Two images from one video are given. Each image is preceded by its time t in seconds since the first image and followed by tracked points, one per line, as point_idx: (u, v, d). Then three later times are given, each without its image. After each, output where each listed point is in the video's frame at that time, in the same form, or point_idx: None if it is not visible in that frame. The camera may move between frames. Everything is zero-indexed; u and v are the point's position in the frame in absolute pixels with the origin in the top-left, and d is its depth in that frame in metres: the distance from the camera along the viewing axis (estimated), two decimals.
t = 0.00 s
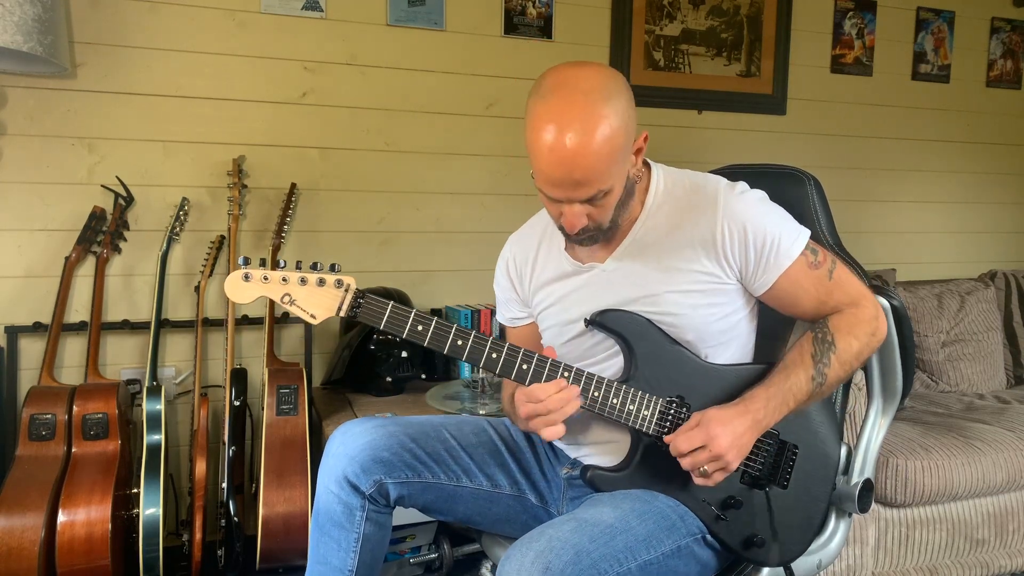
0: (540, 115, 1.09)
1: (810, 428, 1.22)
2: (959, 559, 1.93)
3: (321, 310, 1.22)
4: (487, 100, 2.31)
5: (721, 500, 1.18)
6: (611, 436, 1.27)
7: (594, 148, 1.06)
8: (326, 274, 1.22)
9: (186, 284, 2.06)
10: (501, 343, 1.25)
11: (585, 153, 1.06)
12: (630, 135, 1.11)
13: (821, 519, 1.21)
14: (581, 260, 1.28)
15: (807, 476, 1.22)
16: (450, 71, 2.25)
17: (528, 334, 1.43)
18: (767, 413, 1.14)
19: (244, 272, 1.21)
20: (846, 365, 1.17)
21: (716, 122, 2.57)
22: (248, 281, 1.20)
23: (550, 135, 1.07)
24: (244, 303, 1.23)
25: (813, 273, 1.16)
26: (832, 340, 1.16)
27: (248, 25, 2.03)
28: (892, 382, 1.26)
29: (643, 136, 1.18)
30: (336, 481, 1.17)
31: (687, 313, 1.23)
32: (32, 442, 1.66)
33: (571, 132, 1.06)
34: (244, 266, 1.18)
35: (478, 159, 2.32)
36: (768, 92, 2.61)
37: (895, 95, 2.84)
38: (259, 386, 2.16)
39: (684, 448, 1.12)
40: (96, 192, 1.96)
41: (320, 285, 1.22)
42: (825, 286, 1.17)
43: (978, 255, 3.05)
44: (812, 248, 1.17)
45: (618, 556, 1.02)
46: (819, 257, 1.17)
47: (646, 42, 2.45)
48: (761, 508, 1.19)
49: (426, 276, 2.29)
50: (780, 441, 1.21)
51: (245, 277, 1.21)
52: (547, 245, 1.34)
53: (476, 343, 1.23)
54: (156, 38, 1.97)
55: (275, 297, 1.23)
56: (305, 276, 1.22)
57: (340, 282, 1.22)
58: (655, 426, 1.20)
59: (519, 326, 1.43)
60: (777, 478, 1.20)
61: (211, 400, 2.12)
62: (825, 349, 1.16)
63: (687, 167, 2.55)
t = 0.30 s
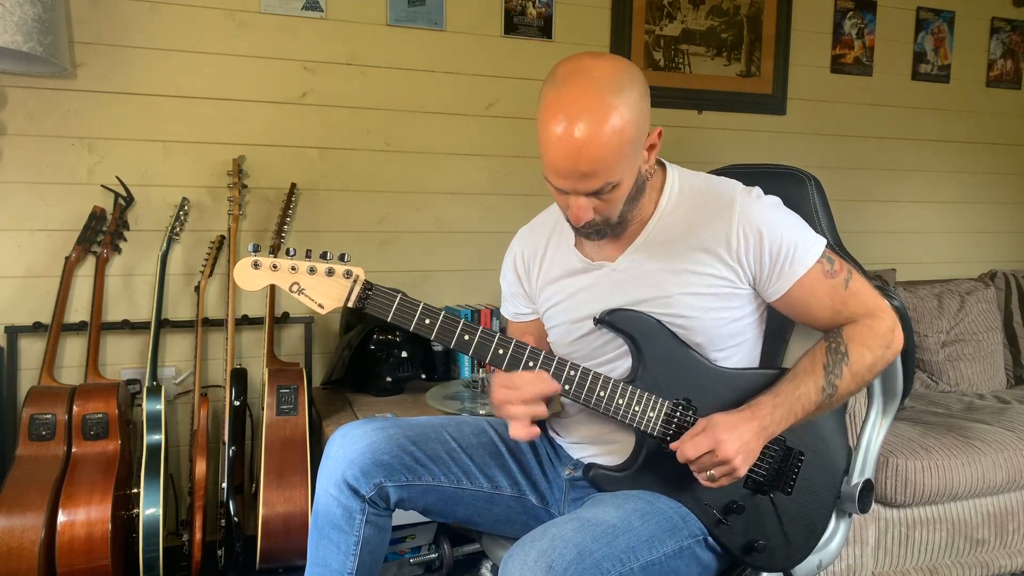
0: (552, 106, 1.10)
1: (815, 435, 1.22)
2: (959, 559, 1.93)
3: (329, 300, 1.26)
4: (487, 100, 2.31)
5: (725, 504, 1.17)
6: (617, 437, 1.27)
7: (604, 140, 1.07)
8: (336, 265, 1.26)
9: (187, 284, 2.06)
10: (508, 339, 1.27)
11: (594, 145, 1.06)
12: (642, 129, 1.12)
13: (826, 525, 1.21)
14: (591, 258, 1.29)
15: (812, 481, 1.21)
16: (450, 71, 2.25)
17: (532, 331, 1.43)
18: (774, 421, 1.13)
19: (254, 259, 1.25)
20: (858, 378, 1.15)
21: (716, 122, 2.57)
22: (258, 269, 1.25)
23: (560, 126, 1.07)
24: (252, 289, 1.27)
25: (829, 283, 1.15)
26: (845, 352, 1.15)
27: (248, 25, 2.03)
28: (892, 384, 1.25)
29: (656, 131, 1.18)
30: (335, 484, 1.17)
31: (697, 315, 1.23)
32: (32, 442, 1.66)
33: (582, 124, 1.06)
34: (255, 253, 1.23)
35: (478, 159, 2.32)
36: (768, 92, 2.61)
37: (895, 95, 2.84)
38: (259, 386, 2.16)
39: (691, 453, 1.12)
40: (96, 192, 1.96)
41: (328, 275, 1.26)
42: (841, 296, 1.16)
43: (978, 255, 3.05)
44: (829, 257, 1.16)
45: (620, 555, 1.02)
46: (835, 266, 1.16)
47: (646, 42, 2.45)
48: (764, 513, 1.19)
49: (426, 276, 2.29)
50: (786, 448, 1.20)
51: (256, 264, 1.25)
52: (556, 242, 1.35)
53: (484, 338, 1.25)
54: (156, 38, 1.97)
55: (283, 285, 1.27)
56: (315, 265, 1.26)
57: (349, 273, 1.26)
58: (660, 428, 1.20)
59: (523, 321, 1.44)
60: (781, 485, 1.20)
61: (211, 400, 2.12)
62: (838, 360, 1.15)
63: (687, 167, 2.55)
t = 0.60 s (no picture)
0: (551, 107, 1.10)
1: (817, 436, 1.21)
2: (959, 560, 1.93)
3: (332, 298, 1.27)
4: (487, 100, 2.31)
5: (726, 506, 1.17)
6: (618, 438, 1.27)
7: (601, 141, 1.07)
8: (340, 262, 1.26)
9: (187, 284, 2.06)
10: (512, 339, 1.27)
11: (592, 147, 1.06)
12: (641, 132, 1.12)
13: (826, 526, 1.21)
14: (593, 256, 1.29)
15: (813, 482, 1.21)
16: (450, 71, 2.25)
17: (532, 329, 1.44)
18: (772, 425, 1.13)
19: (257, 256, 1.24)
20: (857, 384, 1.15)
21: (716, 122, 2.57)
22: (261, 265, 1.24)
23: (559, 127, 1.07)
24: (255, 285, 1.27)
25: (830, 288, 1.15)
26: (845, 357, 1.14)
27: (249, 25, 2.03)
28: (891, 385, 1.26)
29: (657, 135, 1.18)
30: (335, 485, 1.17)
31: (698, 317, 1.23)
32: (32, 442, 1.66)
33: (580, 125, 1.07)
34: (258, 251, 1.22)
35: (478, 159, 2.32)
36: (768, 92, 2.61)
37: (895, 95, 2.84)
38: (259, 386, 2.16)
39: (689, 457, 1.12)
40: (96, 192, 1.96)
41: (331, 272, 1.26)
42: (842, 301, 1.15)
43: (978, 255, 3.05)
44: (831, 263, 1.16)
45: (620, 555, 1.02)
46: (837, 272, 1.16)
47: (646, 42, 2.45)
48: (765, 514, 1.19)
49: (426, 276, 2.29)
50: (787, 449, 1.20)
51: (258, 261, 1.24)
52: (556, 240, 1.35)
53: (488, 338, 1.25)
54: (156, 38, 1.97)
55: (286, 281, 1.27)
56: (317, 263, 1.26)
57: (353, 271, 1.26)
58: (664, 430, 1.20)
59: (523, 319, 1.44)
60: (782, 486, 1.20)
61: (211, 400, 2.12)
62: (838, 366, 1.15)
63: (686, 167, 2.55)
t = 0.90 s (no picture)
0: (545, 101, 1.10)
1: (817, 436, 1.21)
2: (959, 560, 1.93)
3: (330, 299, 1.27)
4: (487, 100, 2.31)
5: (725, 506, 1.17)
6: (619, 438, 1.27)
7: (593, 136, 1.07)
8: (337, 265, 1.27)
9: (186, 284, 2.06)
10: (511, 340, 1.27)
11: (583, 142, 1.07)
12: (634, 128, 1.12)
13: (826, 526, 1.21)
14: (593, 258, 1.29)
15: (813, 483, 1.21)
16: (450, 70, 2.25)
17: (530, 329, 1.43)
18: (772, 426, 1.13)
19: (255, 258, 1.25)
20: (858, 385, 1.15)
21: (716, 122, 2.57)
22: (259, 267, 1.25)
23: (552, 122, 1.08)
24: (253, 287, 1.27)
25: (831, 289, 1.15)
26: (846, 358, 1.14)
27: (248, 25, 2.03)
28: (892, 385, 1.26)
29: (651, 132, 1.18)
30: (335, 486, 1.17)
31: (698, 317, 1.23)
32: (32, 441, 1.66)
33: (573, 119, 1.07)
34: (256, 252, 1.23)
35: (478, 159, 2.32)
36: (768, 92, 2.61)
37: (895, 95, 2.84)
38: (259, 386, 2.16)
39: (688, 456, 1.12)
40: (96, 192, 1.96)
41: (330, 274, 1.26)
42: (843, 302, 1.15)
43: (978, 255, 3.05)
44: (832, 263, 1.16)
45: (619, 555, 1.02)
46: (838, 273, 1.16)
47: (646, 42, 2.45)
48: (765, 513, 1.19)
49: (426, 276, 2.29)
50: (787, 449, 1.20)
51: (256, 263, 1.25)
52: (555, 241, 1.35)
53: (486, 338, 1.26)
54: (156, 38, 1.97)
55: (284, 283, 1.27)
56: (316, 265, 1.26)
57: (351, 272, 1.26)
58: (663, 429, 1.20)
59: (522, 320, 1.43)
60: (782, 486, 1.20)
61: (211, 400, 2.12)
62: (839, 366, 1.15)
63: (686, 167, 2.55)
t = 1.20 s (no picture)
0: (539, 103, 1.10)
1: (817, 435, 1.21)
2: (959, 560, 1.93)
3: (331, 300, 1.27)
4: (487, 100, 2.31)
5: (725, 506, 1.17)
6: (618, 438, 1.26)
7: (586, 139, 1.07)
8: (337, 265, 1.26)
9: (186, 284, 2.06)
10: (511, 340, 1.27)
11: (576, 144, 1.07)
12: (628, 131, 1.12)
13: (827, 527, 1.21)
14: (591, 258, 1.29)
15: (813, 483, 1.21)
16: (449, 71, 2.25)
17: (526, 326, 1.43)
18: (770, 424, 1.13)
19: (256, 258, 1.25)
20: (857, 383, 1.15)
21: (716, 122, 2.57)
22: (260, 268, 1.25)
23: (546, 125, 1.08)
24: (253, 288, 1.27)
25: (829, 287, 1.15)
26: (845, 356, 1.14)
27: (248, 25, 2.03)
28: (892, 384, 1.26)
29: (646, 135, 1.17)
30: (335, 489, 1.17)
31: (696, 317, 1.23)
32: (32, 442, 1.66)
33: (566, 122, 1.07)
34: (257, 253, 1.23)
35: (478, 159, 2.32)
36: (768, 92, 2.61)
37: (895, 95, 2.84)
38: (259, 386, 2.15)
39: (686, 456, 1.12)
40: (96, 192, 1.96)
41: (330, 275, 1.26)
42: (841, 299, 1.15)
43: (978, 255, 3.05)
44: (829, 262, 1.16)
45: (618, 555, 1.02)
46: (835, 271, 1.16)
47: (646, 42, 2.45)
48: (765, 514, 1.19)
49: (426, 276, 2.29)
50: (788, 449, 1.20)
51: (257, 264, 1.25)
52: (552, 239, 1.35)
53: (486, 339, 1.26)
54: (156, 38, 1.97)
55: (285, 284, 1.27)
56: (317, 265, 1.26)
57: (351, 273, 1.26)
58: (664, 429, 1.20)
59: (518, 315, 1.43)
60: (782, 486, 1.20)
61: (211, 400, 2.12)
62: (837, 364, 1.14)
63: (686, 167, 2.55)
